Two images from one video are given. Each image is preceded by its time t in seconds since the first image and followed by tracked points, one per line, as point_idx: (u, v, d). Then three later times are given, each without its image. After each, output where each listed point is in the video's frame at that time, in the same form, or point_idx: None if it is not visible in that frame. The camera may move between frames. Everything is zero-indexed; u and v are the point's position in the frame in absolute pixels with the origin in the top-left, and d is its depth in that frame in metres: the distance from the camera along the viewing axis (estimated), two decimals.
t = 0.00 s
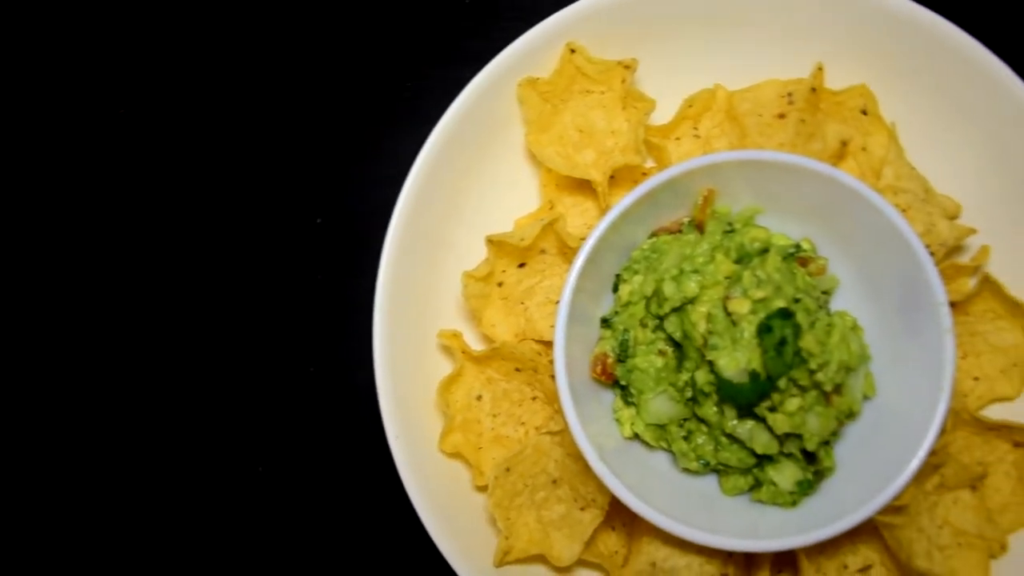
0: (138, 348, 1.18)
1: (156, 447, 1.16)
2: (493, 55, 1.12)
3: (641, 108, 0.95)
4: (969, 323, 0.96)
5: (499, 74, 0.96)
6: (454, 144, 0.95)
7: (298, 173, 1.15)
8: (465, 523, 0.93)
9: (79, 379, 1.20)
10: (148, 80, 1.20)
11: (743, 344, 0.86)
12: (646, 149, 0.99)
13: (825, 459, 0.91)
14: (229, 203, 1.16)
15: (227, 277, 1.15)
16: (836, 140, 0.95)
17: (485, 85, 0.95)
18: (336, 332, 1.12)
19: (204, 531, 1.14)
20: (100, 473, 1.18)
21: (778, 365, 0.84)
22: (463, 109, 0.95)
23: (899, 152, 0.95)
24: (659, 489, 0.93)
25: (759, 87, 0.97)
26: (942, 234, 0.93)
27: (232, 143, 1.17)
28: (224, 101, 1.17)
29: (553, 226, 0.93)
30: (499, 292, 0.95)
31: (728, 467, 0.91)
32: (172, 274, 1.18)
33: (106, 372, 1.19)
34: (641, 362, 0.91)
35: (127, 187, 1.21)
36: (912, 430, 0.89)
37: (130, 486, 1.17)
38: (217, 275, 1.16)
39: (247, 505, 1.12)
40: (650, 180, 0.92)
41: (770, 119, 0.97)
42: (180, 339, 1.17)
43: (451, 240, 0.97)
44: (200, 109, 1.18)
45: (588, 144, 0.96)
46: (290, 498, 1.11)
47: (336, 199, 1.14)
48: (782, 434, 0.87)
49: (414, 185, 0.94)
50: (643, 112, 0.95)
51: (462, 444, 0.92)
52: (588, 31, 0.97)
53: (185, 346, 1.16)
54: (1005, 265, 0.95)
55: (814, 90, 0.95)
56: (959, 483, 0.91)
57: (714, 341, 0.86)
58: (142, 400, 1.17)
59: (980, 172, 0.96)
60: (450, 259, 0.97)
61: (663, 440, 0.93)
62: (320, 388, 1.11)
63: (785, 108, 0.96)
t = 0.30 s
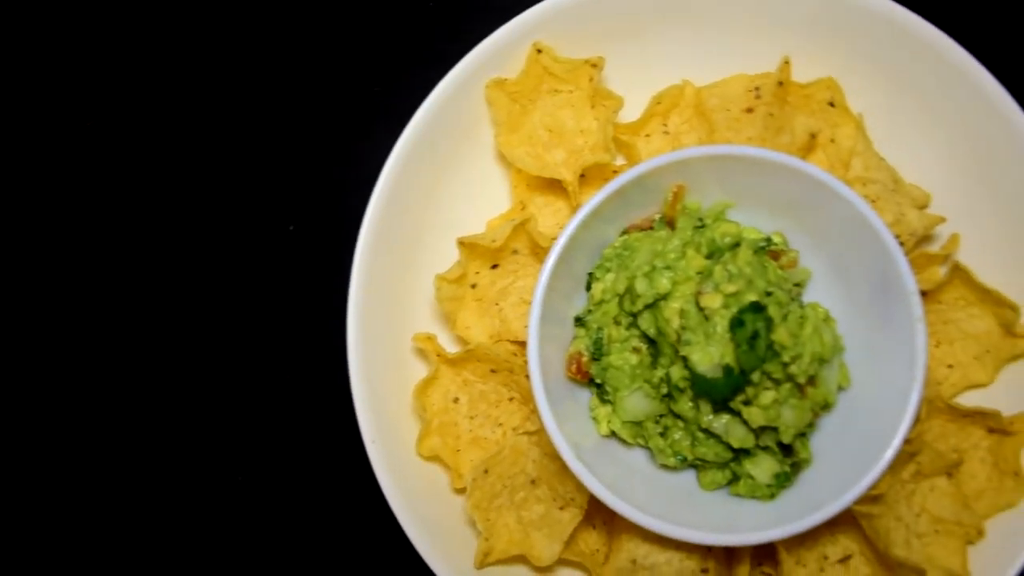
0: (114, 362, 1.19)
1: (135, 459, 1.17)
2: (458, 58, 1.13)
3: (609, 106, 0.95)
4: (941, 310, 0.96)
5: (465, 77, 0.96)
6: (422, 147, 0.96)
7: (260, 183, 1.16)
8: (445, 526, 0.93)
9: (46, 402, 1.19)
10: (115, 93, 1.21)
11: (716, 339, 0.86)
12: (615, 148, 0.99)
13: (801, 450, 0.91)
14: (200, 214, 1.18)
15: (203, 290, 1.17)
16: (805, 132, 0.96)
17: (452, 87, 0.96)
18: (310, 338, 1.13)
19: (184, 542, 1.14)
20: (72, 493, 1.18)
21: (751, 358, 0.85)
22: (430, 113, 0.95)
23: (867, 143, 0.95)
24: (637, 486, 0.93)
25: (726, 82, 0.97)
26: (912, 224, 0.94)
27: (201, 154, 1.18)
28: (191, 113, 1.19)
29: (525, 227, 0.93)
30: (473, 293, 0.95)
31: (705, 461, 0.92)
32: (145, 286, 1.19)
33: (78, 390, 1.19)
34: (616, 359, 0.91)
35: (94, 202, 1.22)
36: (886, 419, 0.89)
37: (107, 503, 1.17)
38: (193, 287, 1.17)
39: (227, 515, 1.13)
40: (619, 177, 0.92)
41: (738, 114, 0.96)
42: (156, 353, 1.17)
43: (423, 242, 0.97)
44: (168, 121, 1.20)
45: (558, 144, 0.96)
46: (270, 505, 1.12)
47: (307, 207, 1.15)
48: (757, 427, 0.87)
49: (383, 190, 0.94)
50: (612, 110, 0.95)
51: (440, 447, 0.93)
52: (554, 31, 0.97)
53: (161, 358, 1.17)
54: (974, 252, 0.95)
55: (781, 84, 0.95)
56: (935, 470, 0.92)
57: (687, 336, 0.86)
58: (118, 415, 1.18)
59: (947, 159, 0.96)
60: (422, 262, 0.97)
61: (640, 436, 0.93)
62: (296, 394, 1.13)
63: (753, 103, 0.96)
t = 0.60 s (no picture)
0: (95, 372, 1.18)
1: (117, 469, 1.16)
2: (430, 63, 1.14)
3: (583, 105, 0.96)
4: (919, 301, 0.96)
5: (438, 79, 0.96)
6: (397, 150, 0.96)
7: (237, 190, 1.17)
8: (428, 529, 0.93)
9: None
10: (92, 105, 1.22)
11: (693, 335, 0.85)
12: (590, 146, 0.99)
13: (781, 444, 0.91)
14: (178, 222, 1.18)
15: (181, 297, 1.17)
16: (779, 127, 0.95)
17: (425, 90, 0.96)
18: (287, 343, 1.13)
19: (167, 551, 1.14)
20: (55, 505, 1.17)
21: (728, 353, 0.85)
22: (404, 115, 0.95)
23: (840, 137, 0.96)
24: (619, 484, 0.94)
25: (698, 79, 0.97)
26: (886, 215, 0.94)
27: (177, 162, 1.19)
28: (167, 123, 1.20)
29: (501, 228, 0.93)
30: (451, 295, 0.95)
31: (687, 458, 0.92)
32: (123, 296, 1.19)
33: (56, 402, 1.19)
34: (595, 358, 0.91)
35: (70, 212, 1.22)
36: (866, 411, 0.90)
37: (91, 514, 1.17)
38: (172, 294, 1.17)
39: (211, 523, 1.13)
40: (594, 175, 0.92)
41: (711, 110, 0.96)
42: (136, 362, 1.17)
43: (400, 245, 0.97)
44: (145, 131, 1.21)
45: (533, 144, 0.96)
46: (253, 511, 1.12)
47: (284, 213, 1.15)
48: (737, 422, 0.87)
49: (359, 194, 0.94)
50: (585, 109, 0.96)
51: (422, 450, 0.92)
52: (525, 32, 0.97)
53: (141, 367, 1.17)
54: (950, 243, 0.96)
55: (753, 79, 0.95)
56: (914, 461, 0.92)
57: (665, 333, 0.86)
58: (100, 425, 1.17)
59: (919, 152, 0.97)
60: (400, 265, 0.97)
61: (621, 434, 0.94)
62: (277, 401, 1.13)
63: (726, 98, 0.96)
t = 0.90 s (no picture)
0: (59, 386, 1.20)
1: (100, 480, 1.17)
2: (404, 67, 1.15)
3: (557, 105, 0.95)
4: (896, 292, 0.97)
5: (412, 81, 0.96)
6: (372, 154, 0.96)
7: (215, 198, 1.19)
8: (413, 532, 0.93)
9: None
10: (71, 121, 1.25)
11: (672, 332, 0.85)
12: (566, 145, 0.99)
13: (763, 439, 0.91)
14: (157, 234, 1.20)
15: (162, 307, 1.18)
16: (752, 122, 0.96)
17: (399, 93, 0.95)
18: (268, 350, 1.14)
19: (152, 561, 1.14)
20: (19, 526, 1.17)
21: (707, 350, 0.83)
22: (378, 119, 0.95)
23: (815, 130, 0.96)
24: (602, 482, 0.94)
25: (673, 75, 0.97)
26: (863, 207, 0.94)
27: (150, 177, 1.21)
28: (139, 139, 1.22)
29: (478, 229, 0.93)
30: (430, 298, 0.95)
31: (669, 455, 0.92)
32: (91, 309, 1.20)
33: (38, 416, 1.19)
34: (575, 357, 0.91)
35: (50, 227, 1.23)
36: (846, 403, 0.90)
37: (61, 538, 1.17)
38: (152, 304, 1.19)
39: (194, 533, 1.13)
40: (569, 174, 0.92)
41: (686, 107, 0.97)
42: (117, 373, 1.18)
43: (379, 250, 0.97)
44: (124, 146, 1.23)
45: (508, 145, 0.97)
46: (236, 520, 1.12)
47: (262, 221, 1.16)
48: (718, 418, 0.87)
49: (335, 199, 0.94)
50: (560, 109, 0.95)
51: (404, 453, 0.92)
52: (499, 34, 0.97)
53: (123, 377, 1.18)
54: (926, 234, 0.96)
55: (727, 75, 0.96)
56: (896, 452, 0.92)
57: (643, 331, 0.86)
58: (82, 438, 1.18)
59: (892, 144, 0.97)
60: (378, 269, 0.97)
61: (603, 433, 0.94)
62: (259, 409, 1.13)
63: (700, 95, 0.96)
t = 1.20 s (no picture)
0: (42, 396, 1.20)
1: (86, 488, 1.17)
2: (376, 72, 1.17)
3: (535, 105, 0.95)
4: (878, 286, 0.97)
5: (389, 84, 0.96)
6: (351, 158, 0.95)
7: (194, 205, 1.19)
8: (399, 535, 0.93)
9: None
10: (49, 130, 1.24)
11: (654, 331, 0.85)
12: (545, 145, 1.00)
13: (747, 434, 0.91)
14: (138, 242, 1.20)
15: (143, 315, 1.19)
16: (730, 119, 0.96)
17: (376, 96, 0.95)
18: (250, 356, 1.15)
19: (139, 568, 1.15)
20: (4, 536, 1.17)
21: (688, 347, 0.83)
22: (356, 123, 0.95)
23: (792, 126, 0.96)
24: (588, 481, 0.94)
25: (650, 73, 0.97)
26: (842, 202, 0.94)
27: (129, 185, 1.21)
28: (118, 147, 1.22)
29: (458, 230, 0.93)
30: (412, 300, 0.95)
31: (654, 452, 0.92)
32: (73, 318, 1.20)
33: None
34: (557, 357, 0.91)
35: (28, 238, 1.23)
36: (827, 397, 0.90)
37: (47, 547, 1.17)
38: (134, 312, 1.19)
39: (181, 539, 1.15)
40: (548, 175, 0.92)
41: (664, 104, 0.97)
42: (92, 383, 1.19)
43: (360, 254, 0.97)
44: (103, 155, 1.23)
45: (487, 146, 0.97)
46: (221, 525, 1.14)
47: (242, 227, 1.17)
48: (701, 415, 0.87)
49: (314, 203, 0.94)
50: (538, 109, 0.95)
51: (389, 456, 0.92)
52: (476, 35, 0.97)
53: (106, 386, 1.19)
54: (905, 227, 0.97)
55: (704, 72, 0.96)
56: (879, 445, 0.93)
57: (625, 329, 0.86)
58: (67, 448, 1.18)
59: (868, 136, 0.98)
60: (359, 273, 0.97)
61: (587, 432, 0.94)
62: (243, 414, 1.14)
63: (678, 92, 0.96)
